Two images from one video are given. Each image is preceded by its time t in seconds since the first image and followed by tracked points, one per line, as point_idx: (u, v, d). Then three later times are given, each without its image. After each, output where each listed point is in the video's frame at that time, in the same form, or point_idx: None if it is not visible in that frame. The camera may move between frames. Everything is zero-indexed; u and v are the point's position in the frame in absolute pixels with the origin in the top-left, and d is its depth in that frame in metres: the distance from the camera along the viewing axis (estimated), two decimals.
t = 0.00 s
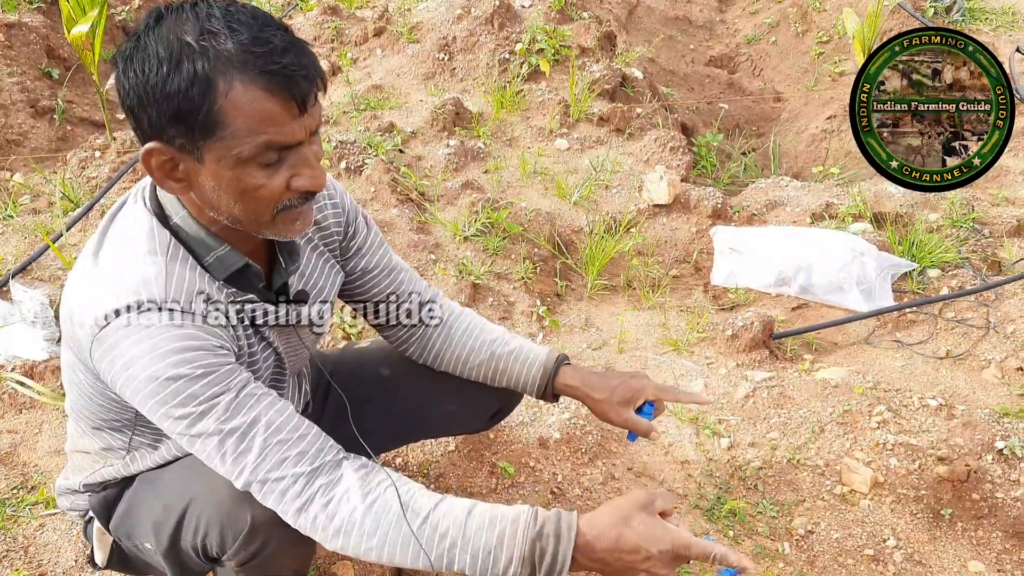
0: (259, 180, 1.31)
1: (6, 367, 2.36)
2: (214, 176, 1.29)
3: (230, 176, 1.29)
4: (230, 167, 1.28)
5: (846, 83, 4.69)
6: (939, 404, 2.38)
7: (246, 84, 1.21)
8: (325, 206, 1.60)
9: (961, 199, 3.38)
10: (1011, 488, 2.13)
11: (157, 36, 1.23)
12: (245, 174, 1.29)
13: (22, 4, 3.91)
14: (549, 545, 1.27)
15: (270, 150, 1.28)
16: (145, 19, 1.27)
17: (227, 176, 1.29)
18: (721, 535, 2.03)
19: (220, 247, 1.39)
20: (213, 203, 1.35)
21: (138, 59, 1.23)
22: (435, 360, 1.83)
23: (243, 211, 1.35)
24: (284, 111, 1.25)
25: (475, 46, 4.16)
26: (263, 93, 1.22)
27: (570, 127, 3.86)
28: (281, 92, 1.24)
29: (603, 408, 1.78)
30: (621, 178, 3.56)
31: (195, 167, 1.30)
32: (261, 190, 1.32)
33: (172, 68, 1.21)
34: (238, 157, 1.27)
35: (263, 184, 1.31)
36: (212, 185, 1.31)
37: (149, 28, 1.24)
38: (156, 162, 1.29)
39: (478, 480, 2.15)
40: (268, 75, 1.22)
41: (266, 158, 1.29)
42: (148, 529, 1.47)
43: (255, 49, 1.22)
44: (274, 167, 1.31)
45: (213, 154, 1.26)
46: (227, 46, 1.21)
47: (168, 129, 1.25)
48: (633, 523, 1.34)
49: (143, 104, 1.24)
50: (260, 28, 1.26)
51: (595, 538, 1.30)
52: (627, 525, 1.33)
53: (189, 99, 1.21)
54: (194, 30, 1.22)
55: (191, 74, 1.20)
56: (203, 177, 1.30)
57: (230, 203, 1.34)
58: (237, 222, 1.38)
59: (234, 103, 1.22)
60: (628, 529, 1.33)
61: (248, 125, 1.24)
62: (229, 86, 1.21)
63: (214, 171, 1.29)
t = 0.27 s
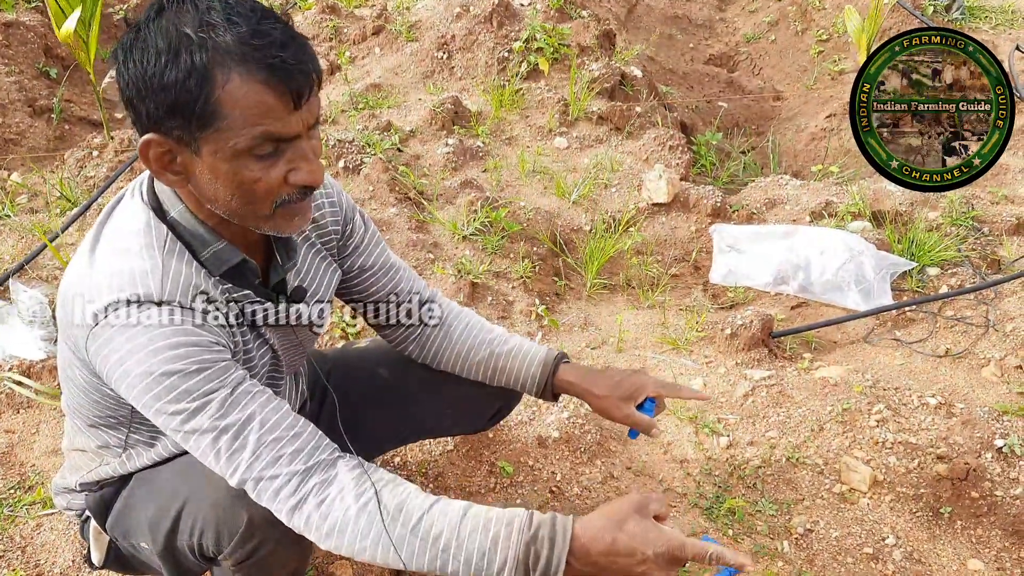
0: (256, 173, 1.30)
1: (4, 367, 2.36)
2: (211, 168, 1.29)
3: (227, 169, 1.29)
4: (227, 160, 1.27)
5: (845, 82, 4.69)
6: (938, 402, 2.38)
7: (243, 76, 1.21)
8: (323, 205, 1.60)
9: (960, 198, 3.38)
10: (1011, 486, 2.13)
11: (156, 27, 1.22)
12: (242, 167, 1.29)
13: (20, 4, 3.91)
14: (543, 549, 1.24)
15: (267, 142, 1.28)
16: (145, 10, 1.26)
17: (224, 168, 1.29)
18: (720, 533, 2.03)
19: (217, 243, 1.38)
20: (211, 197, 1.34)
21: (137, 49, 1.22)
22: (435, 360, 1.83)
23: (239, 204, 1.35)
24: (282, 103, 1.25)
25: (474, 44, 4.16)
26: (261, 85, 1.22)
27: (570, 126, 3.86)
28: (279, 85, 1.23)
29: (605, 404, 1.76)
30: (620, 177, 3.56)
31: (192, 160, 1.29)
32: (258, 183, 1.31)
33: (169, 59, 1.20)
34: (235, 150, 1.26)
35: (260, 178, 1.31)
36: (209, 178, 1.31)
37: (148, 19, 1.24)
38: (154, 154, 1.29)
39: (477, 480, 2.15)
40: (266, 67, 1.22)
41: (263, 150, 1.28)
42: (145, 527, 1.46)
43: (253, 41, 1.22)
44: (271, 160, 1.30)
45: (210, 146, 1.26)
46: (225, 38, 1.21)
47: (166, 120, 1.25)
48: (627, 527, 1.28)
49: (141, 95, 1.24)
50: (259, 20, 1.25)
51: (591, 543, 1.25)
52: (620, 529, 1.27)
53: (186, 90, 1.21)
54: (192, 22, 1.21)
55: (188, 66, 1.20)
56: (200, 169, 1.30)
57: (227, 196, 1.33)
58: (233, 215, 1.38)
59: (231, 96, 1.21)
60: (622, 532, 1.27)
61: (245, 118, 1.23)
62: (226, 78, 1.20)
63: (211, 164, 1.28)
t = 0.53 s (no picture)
0: (270, 173, 1.30)
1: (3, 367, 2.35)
2: (225, 169, 1.29)
3: (242, 169, 1.29)
4: (243, 160, 1.27)
5: (845, 79, 4.68)
6: (939, 400, 2.37)
7: (260, 76, 1.21)
8: (333, 202, 1.62)
9: (961, 195, 3.38)
10: (1011, 484, 2.13)
11: (170, 28, 1.21)
12: (256, 167, 1.29)
13: (18, 3, 3.90)
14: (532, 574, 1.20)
15: (282, 143, 1.27)
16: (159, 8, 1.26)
17: (239, 168, 1.29)
18: (721, 532, 2.03)
19: (220, 243, 1.37)
20: (223, 196, 1.34)
21: (151, 50, 1.21)
22: (472, 322, 1.82)
23: (252, 203, 1.35)
24: (298, 103, 1.25)
25: (473, 42, 4.15)
26: (278, 85, 1.22)
27: (569, 124, 3.86)
28: (296, 85, 1.23)
29: (655, 353, 1.76)
30: (620, 175, 3.56)
31: (205, 160, 1.28)
32: (272, 183, 1.31)
33: (185, 60, 1.20)
34: (250, 150, 1.26)
35: (274, 178, 1.31)
36: (222, 178, 1.30)
37: (160, 20, 1.23)
38: (165, 155, 1.28)
39: (478, 479, 2.14)
40: (283, 68, 1.22)
41: (278, 151, 1.28)
42: (148, 529, 1.46)
43: (270, 42, 1.22)
44: (285, 160, 1.30)
45: (225, 147, 1.25)
46: (242, 37, 1.21)
47: (179, 122, 1.24)
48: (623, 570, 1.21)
49: (153, 96, 1.23)
50: (273, 21, 1.26)
51: None
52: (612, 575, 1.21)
53: (202, 92, 1.20)
54: (207, 22, 1.21)
55: (205, 66, 1.19)
56: (213, 170, 1.29)
57: (240, 195, 1.33)
58: (244, 215, 1.38)
59: (249, 96, 1.21)
60: None
61: (261, 118, 1.23)
62: (243, 77, 1.20)
63: (225, 164, 1.28)
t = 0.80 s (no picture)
0: (282, 171, 1.31)
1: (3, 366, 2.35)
2: (237, 169, 1.29)
3: (254, 168, 1.29)
4: (256, 158, 1.28)
5: (844, 76, 4.68)
6: (940, 396, 2.38)
7: (271, 73, 1.22)
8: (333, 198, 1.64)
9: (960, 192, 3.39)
10: (1011, 480, 2.15)
11: (175, 31, 1.21)
12: (268, 165, 1.29)
13: (17, 2, 3.90)
14: (563, 518, 1.22)
15: (294, 139, 1.28)
16: (151, 13, 1.25)
17: (251, 167, 1.29)
18: (722, 529, 2.03)
19: (223, 245, 1.37)
20: (233, 197, 1.34)
21: (158, 55, 1.20)
22: (480, 304, 1.79)
23: (263, 202, 1.35)
24: (308, 98, 1.26)
25: (472, 40, 4.14)
26: (289, 81, 1.23)
27: (568, 122, 3.86)
28: (305, 80, 1.25)
29: (656, 374, 1.72)
30: (620, 172, 3.55)
31: (217, 162, 1.28)
32: (284, 180, 1.32)
33: (195, 63, 1.19)
34: (265, 148, 1.27)
35: (286, 175, 1.31)
36: (234, 178, 1.31)
37: (161, 23, 1.22)
38: (176, 160, 1.27)
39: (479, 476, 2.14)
40: (293, 64, 1.23)
41: (290, 148, 1.29)
42: (152, 528, 1.46)
43: (277, 39, 1.23)
44: (296, 157, 1.31)
45: (238, 147, 1.26)
46: (248, 36, 1.21)
47: (192, 126, 1.23)
48: (646, 487, 1.28)
49: (164, 102, 1.22)
50: (278, 19, 1.27)
51: (608, 508, 1.25)
52: (639, 491, 1.27)
53: (215, 93, 1.20)
54: (212, 24, 1.21)
55: (215, 67, 1.19)
56: (225, 171, 1.30)
57: (251, 194, 1.34)
58: (255, 215, 1.38)
59: (260, 94, 1.22)
60: (641, 494, 1.27)
61: (274, 115, 1.24)
62: (254, 77, 1.21)
63: (238, 164, 1.29)
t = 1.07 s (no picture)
0: (286, 166, 1.31)
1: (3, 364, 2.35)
2: (241, 167, 1.29)
3: (258, 165, 1.29)
4: (261, 155, 1.28)
5: (844, 72, 4.68)
6: (939, 392, 2.38)
7: (272, 69, 1.22)
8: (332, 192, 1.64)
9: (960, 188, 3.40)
10: (1011, 475, 2.14)
11: (173, 31, 1.21)
12: (273, 161, 1.29)
13: None
14: (586, 454, 1.33)
15: (298, 134, 1.28)
16: (147, 15, 1.25)
17: (255, 164, 1.29)
18: (722, 524, 2.03)
19: (226, 244, 1.37)
20: (238, 195, 1.34)
21: (158, 57, 1.20)
22: (477, 297, 1.81)
23: (268, 198, 1.35)
24: (310, 92, 1.26)
25: (471, 36, 4.13)
26: (290, 76, 1.23)
27: (568, 118, 3.85)
28: (305, 74, 1.25)
29: (656, 367, 1.75)
30: (620, 169, 3.55)
31: (221, 161, 1.28)
32: (289, 176, 1.32)
33: (196, 62, 1.19)
34: (270, 144, 1.27)
35: (290, 170, 1.31)
36: (239, 177, 1.31)
37: (158, 23, 1.22)
38: (180, 161, 1.27)
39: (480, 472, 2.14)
40: (293, 58, 1.23)
41: (294, 142, 1.29)
42: (160, 524, 1.46)
43: (276, 35, 1.23)
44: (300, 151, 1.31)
45: (243, 144, 1.26)
46: (247, 32, 1.21)
47: (196, 126, 1.23)
48: (651, 413, 1.38)
49: (166, 103, 1.22)
50: (275, 15, 1.26)
51: (623, 438, 1.36)
52: (647, 417, 1.38)
53: (218, 92, 1.20)
54: (211, 22, 1.21)
55: (217, 66, 1.19)
56: (230, 170, 1.30)
57: (256, 191, 1.34)
58: (260, 211, 1.38)
59: (263, 89, 1.22)
60: (649, 418, 1.38)
61: (278, 110, 1.24)
62: (256, 73, 1.21)
63: (242, 162, 1.28)
